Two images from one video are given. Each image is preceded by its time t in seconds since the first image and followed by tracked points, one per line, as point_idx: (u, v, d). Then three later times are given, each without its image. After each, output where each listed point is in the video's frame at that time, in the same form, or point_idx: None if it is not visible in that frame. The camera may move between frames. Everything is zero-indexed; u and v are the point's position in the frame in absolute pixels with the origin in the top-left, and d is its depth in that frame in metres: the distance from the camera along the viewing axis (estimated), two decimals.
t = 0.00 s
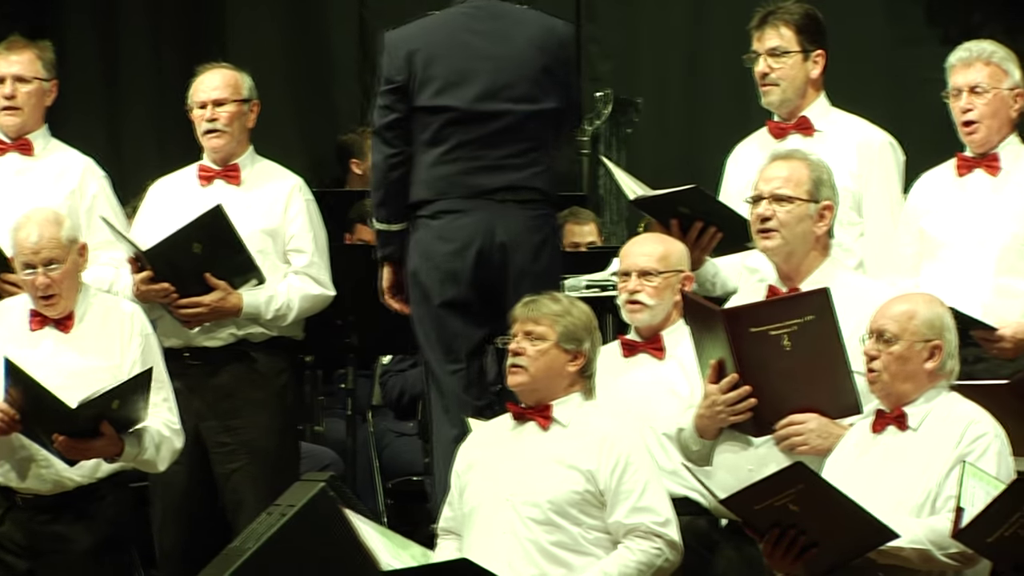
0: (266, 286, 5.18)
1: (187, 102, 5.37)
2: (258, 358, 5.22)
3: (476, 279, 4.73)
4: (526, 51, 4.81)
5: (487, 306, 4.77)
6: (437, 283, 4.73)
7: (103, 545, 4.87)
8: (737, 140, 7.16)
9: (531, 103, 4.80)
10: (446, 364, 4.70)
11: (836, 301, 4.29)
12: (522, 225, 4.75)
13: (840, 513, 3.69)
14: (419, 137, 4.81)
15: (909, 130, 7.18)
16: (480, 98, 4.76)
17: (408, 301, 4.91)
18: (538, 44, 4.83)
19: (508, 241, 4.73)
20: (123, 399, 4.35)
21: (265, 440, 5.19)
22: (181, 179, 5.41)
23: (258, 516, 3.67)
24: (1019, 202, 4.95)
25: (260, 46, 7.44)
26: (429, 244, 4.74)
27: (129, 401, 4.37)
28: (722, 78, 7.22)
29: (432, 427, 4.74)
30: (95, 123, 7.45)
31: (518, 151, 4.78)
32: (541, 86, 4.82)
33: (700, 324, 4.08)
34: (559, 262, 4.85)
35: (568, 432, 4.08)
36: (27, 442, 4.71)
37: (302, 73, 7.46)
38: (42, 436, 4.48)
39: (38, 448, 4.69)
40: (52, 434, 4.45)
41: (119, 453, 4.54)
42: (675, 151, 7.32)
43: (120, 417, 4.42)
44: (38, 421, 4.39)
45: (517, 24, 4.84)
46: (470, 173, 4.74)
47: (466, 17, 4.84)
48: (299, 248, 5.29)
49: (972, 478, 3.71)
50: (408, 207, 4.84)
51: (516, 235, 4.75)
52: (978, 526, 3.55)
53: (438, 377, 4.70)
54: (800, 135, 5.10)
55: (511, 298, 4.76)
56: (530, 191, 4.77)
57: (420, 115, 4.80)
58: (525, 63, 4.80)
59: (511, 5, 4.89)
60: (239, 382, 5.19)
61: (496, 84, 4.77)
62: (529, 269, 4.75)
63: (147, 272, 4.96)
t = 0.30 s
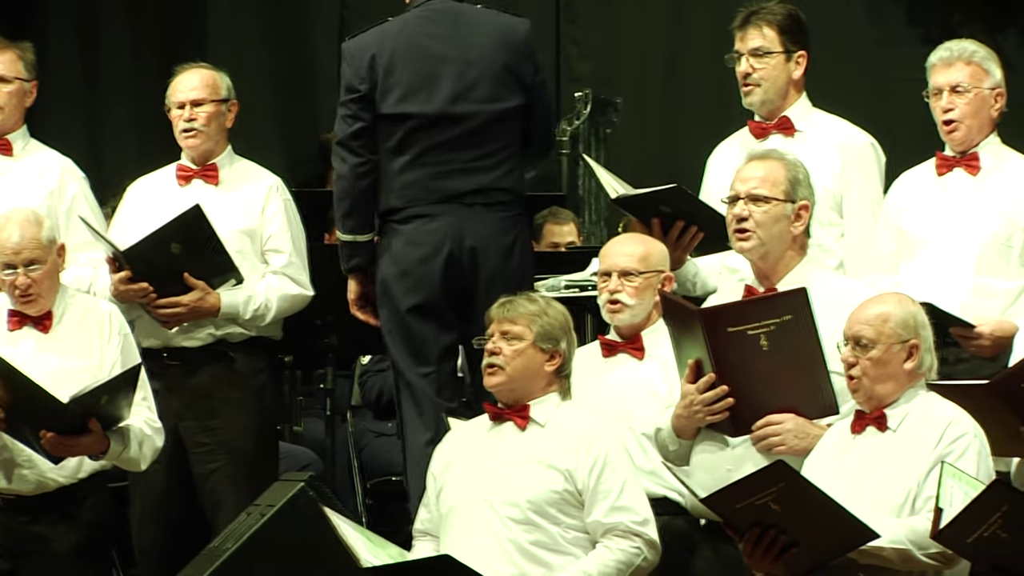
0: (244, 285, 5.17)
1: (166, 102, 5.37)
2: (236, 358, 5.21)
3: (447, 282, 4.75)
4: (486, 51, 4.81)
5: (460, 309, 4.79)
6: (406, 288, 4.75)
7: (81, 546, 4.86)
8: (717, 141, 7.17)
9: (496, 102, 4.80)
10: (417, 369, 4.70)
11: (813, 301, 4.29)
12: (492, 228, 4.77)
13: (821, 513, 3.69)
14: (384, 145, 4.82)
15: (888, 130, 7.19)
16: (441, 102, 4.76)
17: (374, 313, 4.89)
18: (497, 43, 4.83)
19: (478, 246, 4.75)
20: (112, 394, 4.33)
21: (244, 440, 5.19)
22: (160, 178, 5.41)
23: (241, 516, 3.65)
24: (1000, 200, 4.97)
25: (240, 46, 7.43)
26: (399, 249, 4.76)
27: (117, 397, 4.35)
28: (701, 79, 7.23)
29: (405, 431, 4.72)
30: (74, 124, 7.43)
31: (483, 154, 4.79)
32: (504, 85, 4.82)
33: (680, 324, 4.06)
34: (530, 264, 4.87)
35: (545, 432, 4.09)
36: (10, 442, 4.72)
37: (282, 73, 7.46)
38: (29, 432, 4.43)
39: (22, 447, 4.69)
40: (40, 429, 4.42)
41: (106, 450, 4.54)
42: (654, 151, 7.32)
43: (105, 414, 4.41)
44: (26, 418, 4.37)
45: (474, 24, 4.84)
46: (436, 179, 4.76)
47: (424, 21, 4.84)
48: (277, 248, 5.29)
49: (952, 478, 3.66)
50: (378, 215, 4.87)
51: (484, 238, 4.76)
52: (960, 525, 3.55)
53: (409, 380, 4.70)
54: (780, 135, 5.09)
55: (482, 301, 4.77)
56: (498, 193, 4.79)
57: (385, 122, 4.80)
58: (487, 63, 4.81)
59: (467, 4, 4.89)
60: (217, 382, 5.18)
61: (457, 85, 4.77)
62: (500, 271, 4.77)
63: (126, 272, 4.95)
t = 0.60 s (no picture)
0: (226, 286, 5.18)
1: (147, 101, 5.37)
2: (218, 358, 5.22)
3: (428, 283, 4.75)
4: (461, 51, 4.84)
5: (441, 311, 4.80)
6: (386, 291, 4.75)
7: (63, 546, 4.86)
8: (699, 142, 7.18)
9: (473, 102, 4.83)
10: (396, 374, 4.71)
11: (793, 300, 4.31)
12: (471, 228, 4.79)
13: (803, 513, 3.70)
14: (362, 147, 4.82)
15: (872, 131, 7.20)
16: (418, 104, 4.78)
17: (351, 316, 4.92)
18: (470, 42, 4.85)
19: (458, 247, 4.76)
20: (97, 389, 4.33)
21: (225, 440, 5.19)
22: (142, 178, 5.40)
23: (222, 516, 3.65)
24: (982, 200, 4.98)
25: (221, 46, 7.44)
26: (379, 251, 4.76)
27: (102, 393, 4.35)
28: (682, 79, 7.25)
29: (383, 434, 4.72)
30: (57, 125, 7.43)
31: (460, 155, 4.81)
32: (480, 85, 4.85)
33: (660, 325, 4.05)
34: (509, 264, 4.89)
35: (527, 432, 4.09)
36: None
37: (264, 73, 7.46)
38: (14, 430, 4.42)
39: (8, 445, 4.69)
40: (26, 427, 4.41)
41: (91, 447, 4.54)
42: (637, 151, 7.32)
43: (90, 411, 4.41)
44: (9, 416, 4.36)
45: (448, 24, 4.86)
46: (415, 181, 4.77)
47: (398, 22, 4.84)
48: (259, 248, 5.30)
49: (934, 479, 3.64)
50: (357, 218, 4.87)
51: (465, 239, 4.77)
52: (942, 526, 3.55)
53: (387, 384, 4.70)
54: (766, 136, 5.10)
55: (462, 301, 4.78)
56: (477, 194, 4.80)
57: (362, 125, 4.80)
58: (462, 62, 4.83)
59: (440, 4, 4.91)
60: (199, 382, 5.19)
61: (433, 85, 4.79)
62: (480, 272, 4.78)
63: (108, 272, 4.95)
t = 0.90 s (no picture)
0: (208, 286, 5.17)
1: (130, 100, 5.37)
2: (200, 358, 5.21)
3: (412, 281, 4.75)
4: (447, 49, 4.82)
5: (426, 312, 4.80)
6: (369, 290, 4.75)
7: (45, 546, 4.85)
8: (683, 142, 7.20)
9: (459, 101, 4.82)
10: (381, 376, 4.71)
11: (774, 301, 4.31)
12: (455, 227, 4.78)
13: (786, 513, 3.71)
14: (346, 147, 4.83)
15: (855, 132, 7.22)
16: (401, 103, 4.77)
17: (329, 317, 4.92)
18: (455, 39, 4.83)
19: (441, 245, 4.75)
20: (78, 392, 4.32)
21: (208, 440, 5.19)
22: (124, 179, 5.39)
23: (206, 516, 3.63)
24: (966, 200, 5.00)
25: (204, 46, 7.43)
26: (361, 250, 4.77)
27: (84, 395, 4.34)
28: (665, 79, 7.26)
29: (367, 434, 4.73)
30: (39, 124, 7.42)
31: (445, 155, 4.81)
32: (464, 83, 4.84)
33: (639, 324, 4.06)
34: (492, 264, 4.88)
35: (510, 433, 4.09)
36: None
37: (247, 73, 7.45)
38: None
39: None
40: (8, 429, 4.40)
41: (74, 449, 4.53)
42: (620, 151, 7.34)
43: (73, 412, 4.40)
44: None
45: (433, 22, 4.84)
46: (398, 180, 4.77)
47: (383, 21, 4.83)
48: (241, 248, 5.29)
49: (919, 479, 3.68)
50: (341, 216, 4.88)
51: (448, 238, 4.77)
52: (925, 526, 3.56)
53: (371, 384, 4.70)
54: (750, 136, 5.09)
55: (446, 301, 4.77)
56: (461, 192, 4.80)
57: (347, 125, 4.81)
58: (447, 60, 4.81)
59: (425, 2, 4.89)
60: (182, 382, 5.18)
61: (417, 83, 4.79)
62: (464, 271, 4.78)
63: (90, 272, 4.94)
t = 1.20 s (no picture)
0: (192, 286, 5.16)
1: (113, 99, 5.35)
2: (183, 358, 5.20)
3: (410, 284, 4.76)
4: (442, 51, 4.84)
5: (419, 312, 4.81)
6: (365, 294, 4.74)
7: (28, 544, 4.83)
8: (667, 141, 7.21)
9: (454, 102, 4.83)
10: (374, 379, 4.71)
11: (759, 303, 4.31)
12: (451, 230, 4.79)
13: (772, 514, 3.71)
14: (344, 148, 4.79)
15: (838, 132, 7.23)
16: (401, 105, 4.76)
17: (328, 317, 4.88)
18: (451, 42, 4.86)
19: (440, 249, 4.77)
20: (60, 387, 4.31)
21: (192, 440, 5.17)
22: (108, 178, 5.38)
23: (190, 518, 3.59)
24: (950, 201, 5.01)
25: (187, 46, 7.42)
26: (360, 252, 4.75)
27: (65, 390, 4.32)
28: (650, 79, 7.27)
29: (357, 435, 4.73)
30: (22, 124, 7.40)
31: (442, 157, 4.81)
32: (460, 86, 4.84)
33: (626, 326, 4.05)
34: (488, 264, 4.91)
35: (494, 433, 4.09)
36: None
37: (230, 72, 7.44)
38: None
39: None
40: None
41: (57, 444, 4.50)
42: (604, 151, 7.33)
43: (56, 408, 4.38)
44: None
45: (428, 25, 4.87)
46: (397, 182, 4.76)
47: (379, 23, 4.84)
48: (224, 248, 5.28)
49: (905, 479, 3.67)
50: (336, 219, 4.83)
51: (447, 241, 4.78)
52: (913, 526, 3.57)
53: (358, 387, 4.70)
54: (733, 136, 5.10)
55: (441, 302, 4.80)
56: (458, 195, 4.81)
57: (344, 127, 4.78)
58: (445, 63, 4.84)
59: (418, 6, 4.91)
60: (166, 382, 5.17)
61: (416, 86, 4.79)
62: (462, 275, 4.80)
63: (74, 272, 4.93)
